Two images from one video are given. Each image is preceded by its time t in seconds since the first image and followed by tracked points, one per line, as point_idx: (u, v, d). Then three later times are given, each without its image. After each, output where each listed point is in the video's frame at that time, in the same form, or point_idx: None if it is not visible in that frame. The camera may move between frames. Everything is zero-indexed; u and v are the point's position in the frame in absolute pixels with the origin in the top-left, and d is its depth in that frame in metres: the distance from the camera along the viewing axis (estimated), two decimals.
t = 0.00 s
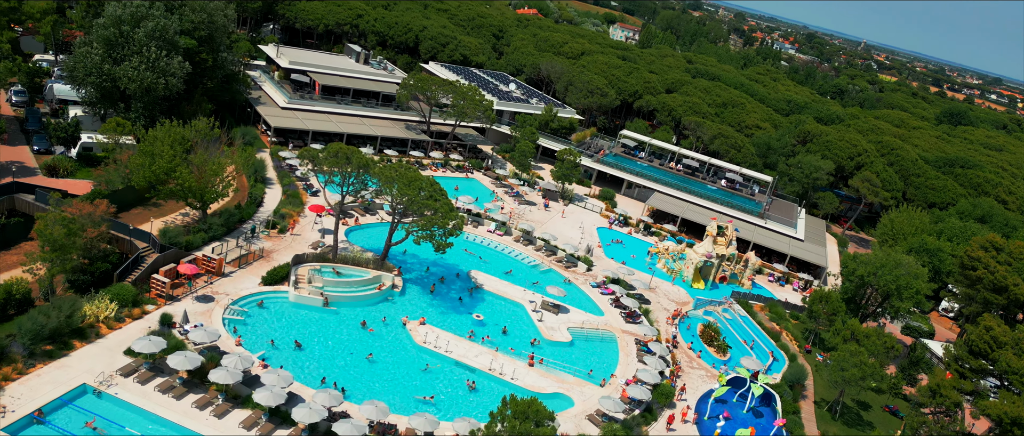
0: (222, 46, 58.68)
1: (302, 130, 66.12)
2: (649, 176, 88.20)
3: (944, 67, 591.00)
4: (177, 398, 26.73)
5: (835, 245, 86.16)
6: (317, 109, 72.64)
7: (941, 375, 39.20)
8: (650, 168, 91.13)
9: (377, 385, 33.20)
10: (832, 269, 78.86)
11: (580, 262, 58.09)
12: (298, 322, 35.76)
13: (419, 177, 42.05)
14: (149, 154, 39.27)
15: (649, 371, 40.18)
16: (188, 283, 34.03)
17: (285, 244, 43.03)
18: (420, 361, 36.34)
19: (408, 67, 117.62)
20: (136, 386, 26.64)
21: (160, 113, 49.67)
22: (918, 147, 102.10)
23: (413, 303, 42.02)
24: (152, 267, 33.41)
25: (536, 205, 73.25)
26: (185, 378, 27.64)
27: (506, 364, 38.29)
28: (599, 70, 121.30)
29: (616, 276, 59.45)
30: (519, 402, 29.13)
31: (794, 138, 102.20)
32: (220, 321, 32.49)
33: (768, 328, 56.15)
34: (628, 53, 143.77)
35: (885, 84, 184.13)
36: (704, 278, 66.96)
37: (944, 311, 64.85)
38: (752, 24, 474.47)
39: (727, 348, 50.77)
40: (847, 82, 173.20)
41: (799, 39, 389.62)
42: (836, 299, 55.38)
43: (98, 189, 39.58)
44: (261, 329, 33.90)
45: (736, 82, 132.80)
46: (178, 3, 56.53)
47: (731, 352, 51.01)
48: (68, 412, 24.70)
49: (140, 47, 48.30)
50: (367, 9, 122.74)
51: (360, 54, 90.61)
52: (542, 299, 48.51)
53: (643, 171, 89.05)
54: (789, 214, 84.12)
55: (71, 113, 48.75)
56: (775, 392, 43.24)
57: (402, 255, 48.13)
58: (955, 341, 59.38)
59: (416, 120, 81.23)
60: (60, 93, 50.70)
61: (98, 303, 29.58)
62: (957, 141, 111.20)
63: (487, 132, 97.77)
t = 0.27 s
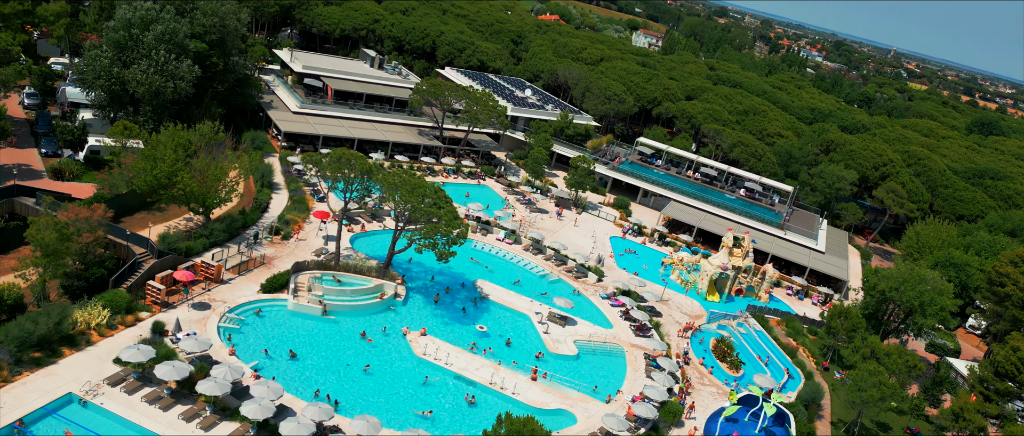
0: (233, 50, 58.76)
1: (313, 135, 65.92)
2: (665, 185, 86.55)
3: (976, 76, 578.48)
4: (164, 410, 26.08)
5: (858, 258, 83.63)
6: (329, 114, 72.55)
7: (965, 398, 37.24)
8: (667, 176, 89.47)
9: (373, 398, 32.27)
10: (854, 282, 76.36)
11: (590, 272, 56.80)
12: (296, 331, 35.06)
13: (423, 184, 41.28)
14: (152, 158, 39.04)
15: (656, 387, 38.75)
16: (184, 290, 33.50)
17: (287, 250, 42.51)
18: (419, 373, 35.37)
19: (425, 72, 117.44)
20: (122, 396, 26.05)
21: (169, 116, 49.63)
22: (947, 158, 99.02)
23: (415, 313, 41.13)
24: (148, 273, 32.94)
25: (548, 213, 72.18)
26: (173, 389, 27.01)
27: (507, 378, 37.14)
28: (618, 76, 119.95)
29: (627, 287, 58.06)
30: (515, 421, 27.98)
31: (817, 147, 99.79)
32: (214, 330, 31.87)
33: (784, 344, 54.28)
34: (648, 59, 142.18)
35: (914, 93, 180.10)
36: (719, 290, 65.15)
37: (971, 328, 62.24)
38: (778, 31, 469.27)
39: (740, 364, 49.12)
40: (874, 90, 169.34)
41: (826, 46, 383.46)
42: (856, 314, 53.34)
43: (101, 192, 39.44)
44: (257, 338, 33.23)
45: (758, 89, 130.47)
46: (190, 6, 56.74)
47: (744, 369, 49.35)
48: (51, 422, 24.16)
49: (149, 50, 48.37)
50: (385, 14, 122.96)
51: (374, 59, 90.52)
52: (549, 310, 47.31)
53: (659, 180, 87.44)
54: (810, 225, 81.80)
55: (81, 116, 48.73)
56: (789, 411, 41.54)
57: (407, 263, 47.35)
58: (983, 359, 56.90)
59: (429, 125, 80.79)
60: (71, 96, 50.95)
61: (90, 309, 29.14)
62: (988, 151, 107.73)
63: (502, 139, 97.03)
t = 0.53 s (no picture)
0: (245, 54, 58.87)
1: (323, 140, 65.69)
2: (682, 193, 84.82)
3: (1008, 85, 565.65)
4: (149, 421, 25.41)
5: (881, 271, 81.08)
6: (341, 119, 72.40)
7: (991, 423, 35.23)
8: (684, 185, 87.71)
9: (368, 411, 31.32)
10: (877, 297, 73.80)
11: (600, 283, 55.47)
12: (293, 341, 34.34)
13: (426, 191, 40.49)
14: (154, 163, 38.76)
15: (664, 405, 37.30)
16: (180, 297, 32.97)
17: (289, 257, 41.94)
18: (417, 386, 34.38)
19: (442, 78, 117.12)
20: (108, 406, 25.45)
21: (176, 120, 49.62)
22: (977, 168, 95.83)
23: (417, 324, 40.24)
24: (144, 279, 32.52)
25: (560, 221, 71.04)
26: (160, 400, 26.36)
27: (509, 393, 35.97)
28: (636, 82, 118.49)
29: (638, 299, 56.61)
30: None
31: (840, 157, 97.27)
32: (208, 338, 31.26)
33: (801, 361, 52.40)
34: (669, 66, 140.43)
35: (945, 102, 175.73)
36: (735, 303, 63.32)
37: (1000, 347, 59.62)
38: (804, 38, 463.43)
39: (754, 381, 47.46)
40: (903, 99, 165.26)
41: (853, 53, 376.98)
42: (877, 331, 51.26)
43: (104, 196, 39.26)
44: (252, 347, 32.54)
45: (781, 96, 127.99)
46: (202, 10, 56.91)
47: (758, 386, 47.67)
48: (33, 433, 23.61)
49: (158, 54, 48.48)
50: (403, 20, 123.06)
51: (389, 64, 90.35)
52: (555, 323, 46.09)
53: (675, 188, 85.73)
54: (831, 236, 79.40)
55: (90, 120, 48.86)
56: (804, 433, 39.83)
57: (411, 271, 46.50)
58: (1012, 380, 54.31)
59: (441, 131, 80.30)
60: (82, 100, 51.26)
61: (82, 316, 28.71)
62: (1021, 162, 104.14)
63: (516, 145, 96.23)
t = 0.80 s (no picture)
0: (255, 58, 58.93)
1: (333, 146, 65.46)
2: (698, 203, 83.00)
3: None
4: (133, 433, 24.77)
5: (906, 285, 78.40)
6: (353, 124, 72.18)
7: None
8: (701, 194, 85.87)
9: (361, 425, 30.36)
10: (901, 313, 71.23)
11: (610, 295, 54.08)
12: (289, 350, 33.59)
13: (429, 198, 39.66)
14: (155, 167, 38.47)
15: (670, 424, 35.81)
16: (174, 304, 32.45)
17: (291, 265, 41.36)
18: (414, 400, 33.37)
19: (459, 83, 116.66)
20: (92, 416, 24.87)
21: (185, 124, 49.70)
22: (1009, 180, 92.50)
23: (417, 334, 39.32)
24: (138, 286, 32.08)
25: (572, 230, 69.84)
26: (145, 411, 25.75)
27: (509, 408, 34.77)
28: (655, 89, 116.82)
29: (650, 311, 55.14)
30: None
31: (864, 166, 94.67)
32: (200, 347, 30.65)
33: (818, 379, 50.50)
34: (689, 72, 138.45)
35: (977, 111, 171.22)
36: (751, 317, 61.37)
37: None
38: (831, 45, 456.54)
39: (767, 399, 45.76)
40: (932, 108, 161.06)
41: (882, 61, 369.84)
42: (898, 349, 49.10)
43: (106, 200, 39.08)
44: (245, 357, 31.83)
45: (804, 104, 125.31)
46: (213, 14, 57.05)
47: (772, 405, 45.93)
48: None
49: (167, 58, 48.57)
50: (420, 25, 123.02)
51: (404, 69, 90.09)
52: (561, 335, 44.85)
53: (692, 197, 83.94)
54: (854, 248, 76.89)
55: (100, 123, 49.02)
56: None
57: (415, 280, 45.65)
58: None
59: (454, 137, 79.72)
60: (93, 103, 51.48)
61: (72, 323, 28.29)
62: None
63: (530, 152, 95.32)
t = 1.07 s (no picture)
0: (266, 62, 58.99)
1: (343, 151, 65.16)
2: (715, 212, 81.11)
3: None
4: None
5: (932, 300, 75.56)
6: (364, 129, 71.91)
7: None
8: (719, 203, 83.93)
9: None
10: (925, 329, 68.54)
11: (620, 307, 52.68)
12: (284, 360, 32.82)
13: (430, 205, 38.84)
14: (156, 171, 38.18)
15: None
16: (168, 311, 31.90)
17: (292, 272, 40.74)
18: (410, 414, 32.30)
19: (475, 89, 116.10)
20: (74, 427, 24.24)
21: (193, 128, 49.74)
22: None
23: (418, 345, 38.35)
24: (133, 292, 31.65)
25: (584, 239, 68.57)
26: (129, 423, 25.09)
27: (509, 424, 33.52)
28: (674, 96, 115.09)
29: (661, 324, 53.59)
30: None
31: (890, 177, 91.92)
32: (192, 356, 30.01)
33: (836, 398, 48.52)
34: (710, 79, 136.38)
35: (1010, 121, 166.29)
36: (767, 331, 59.39)
37: None
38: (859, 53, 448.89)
39: (782, 419, 43.95)
40: (963, 117, 156.70)
41: (911, 68, 362.36)
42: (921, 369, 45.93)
43: (108, 204, 38.89)
44: (238, 367, 31.10)
45: (828, 112, 122.51)
46: (224, 18, 57.18)
47: (786, 425, 44.10)
48: None
49: (175, 61, 48.59)
50: (437, 31, 122.88)
51: (418, 75, 89.74)
52: (567, 348, 43.57)
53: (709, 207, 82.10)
54: (877, 261, 74.28)
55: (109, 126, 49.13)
56: None
57: (419, 289, 44.78)
58: None
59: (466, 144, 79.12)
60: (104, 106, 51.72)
61: (62, 330, 27.86)
62: None
63: (545, 159, 94.34)
